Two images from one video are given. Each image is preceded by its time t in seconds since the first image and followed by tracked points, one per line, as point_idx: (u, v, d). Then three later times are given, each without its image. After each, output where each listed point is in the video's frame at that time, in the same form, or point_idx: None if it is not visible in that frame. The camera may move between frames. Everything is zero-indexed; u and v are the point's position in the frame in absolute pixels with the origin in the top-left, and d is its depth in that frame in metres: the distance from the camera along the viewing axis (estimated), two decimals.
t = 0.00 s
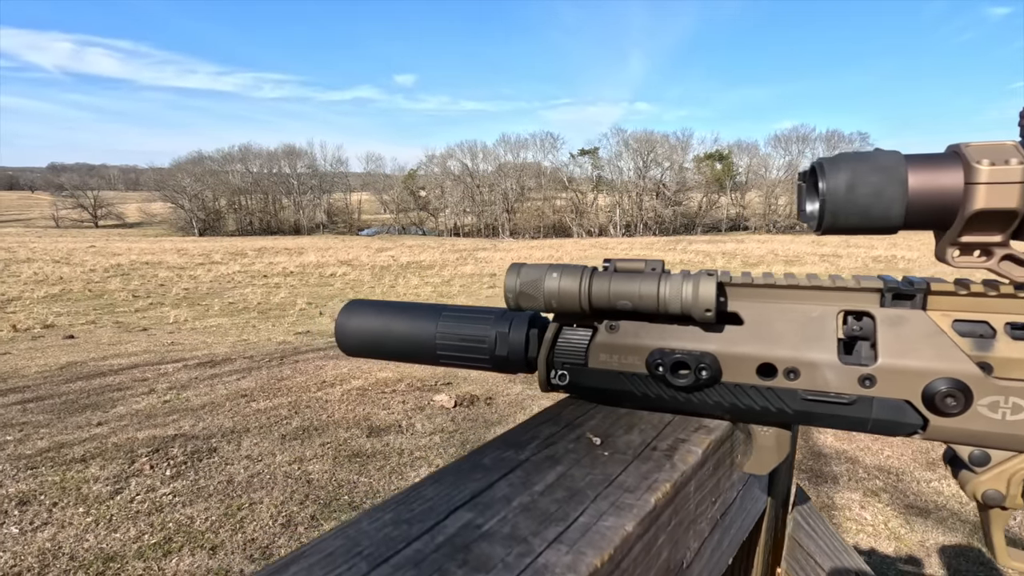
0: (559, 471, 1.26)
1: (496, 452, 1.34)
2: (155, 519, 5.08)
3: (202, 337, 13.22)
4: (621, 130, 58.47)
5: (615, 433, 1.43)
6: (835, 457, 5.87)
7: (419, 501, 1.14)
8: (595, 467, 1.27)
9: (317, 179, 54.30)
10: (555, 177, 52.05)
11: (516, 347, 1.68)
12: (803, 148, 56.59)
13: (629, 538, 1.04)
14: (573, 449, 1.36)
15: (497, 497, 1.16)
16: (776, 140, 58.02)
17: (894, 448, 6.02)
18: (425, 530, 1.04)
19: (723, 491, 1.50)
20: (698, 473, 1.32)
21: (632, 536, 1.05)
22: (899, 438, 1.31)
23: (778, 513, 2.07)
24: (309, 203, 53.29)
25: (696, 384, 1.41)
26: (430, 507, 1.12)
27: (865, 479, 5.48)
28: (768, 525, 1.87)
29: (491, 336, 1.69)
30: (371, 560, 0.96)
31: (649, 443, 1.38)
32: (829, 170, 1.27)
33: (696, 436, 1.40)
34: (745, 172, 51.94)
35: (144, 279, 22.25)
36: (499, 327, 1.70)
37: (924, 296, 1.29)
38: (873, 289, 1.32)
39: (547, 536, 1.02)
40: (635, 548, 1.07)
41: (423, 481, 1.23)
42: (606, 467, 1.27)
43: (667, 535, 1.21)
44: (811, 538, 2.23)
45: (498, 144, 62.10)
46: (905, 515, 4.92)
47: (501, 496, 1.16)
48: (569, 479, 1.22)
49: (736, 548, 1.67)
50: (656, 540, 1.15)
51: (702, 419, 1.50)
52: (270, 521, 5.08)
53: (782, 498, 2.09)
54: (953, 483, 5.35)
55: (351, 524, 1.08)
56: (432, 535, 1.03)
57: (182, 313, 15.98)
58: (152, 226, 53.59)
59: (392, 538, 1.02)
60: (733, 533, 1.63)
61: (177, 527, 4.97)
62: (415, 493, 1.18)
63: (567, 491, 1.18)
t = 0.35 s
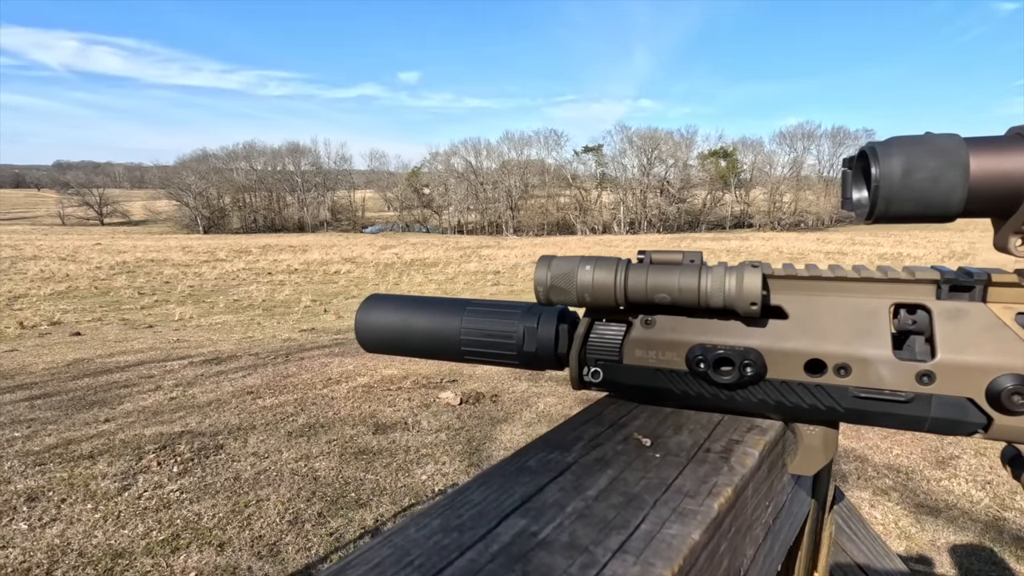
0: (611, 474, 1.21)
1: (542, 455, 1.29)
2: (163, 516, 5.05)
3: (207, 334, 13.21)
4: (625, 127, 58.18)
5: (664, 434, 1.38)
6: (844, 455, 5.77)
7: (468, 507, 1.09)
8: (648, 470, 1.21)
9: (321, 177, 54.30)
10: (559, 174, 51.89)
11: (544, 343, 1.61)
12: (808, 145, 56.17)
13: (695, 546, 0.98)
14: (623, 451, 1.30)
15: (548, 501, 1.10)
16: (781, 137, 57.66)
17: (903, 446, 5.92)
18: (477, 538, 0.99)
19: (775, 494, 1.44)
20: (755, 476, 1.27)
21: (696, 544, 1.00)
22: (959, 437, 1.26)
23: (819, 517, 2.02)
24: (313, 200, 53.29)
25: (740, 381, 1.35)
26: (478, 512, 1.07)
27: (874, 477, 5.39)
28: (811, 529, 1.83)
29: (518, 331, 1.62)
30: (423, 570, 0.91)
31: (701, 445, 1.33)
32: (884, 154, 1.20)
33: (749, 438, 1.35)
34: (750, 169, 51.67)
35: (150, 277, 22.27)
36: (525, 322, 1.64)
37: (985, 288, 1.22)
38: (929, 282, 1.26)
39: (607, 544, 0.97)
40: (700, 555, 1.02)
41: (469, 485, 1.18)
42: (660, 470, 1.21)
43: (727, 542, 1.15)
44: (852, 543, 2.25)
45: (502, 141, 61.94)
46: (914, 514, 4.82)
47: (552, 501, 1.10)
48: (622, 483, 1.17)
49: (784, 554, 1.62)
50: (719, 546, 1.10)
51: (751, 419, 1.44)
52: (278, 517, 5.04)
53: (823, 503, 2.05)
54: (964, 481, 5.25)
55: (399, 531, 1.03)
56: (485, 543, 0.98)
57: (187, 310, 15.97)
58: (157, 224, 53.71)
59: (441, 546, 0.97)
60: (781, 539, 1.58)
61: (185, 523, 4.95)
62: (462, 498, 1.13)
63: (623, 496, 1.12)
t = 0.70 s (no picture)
0: (653, 479, 1.16)
1: (579, 459, 1.25)
2: (171, 513, 5.05)
3: (213, 331, 13.23)
4: (630, 124, 57.97)
5: (704, 437, 1.33)
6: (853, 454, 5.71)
7: (508, 513, 1.05)
8: (691, 475, 1.17)
9: (325, 175, 54.36)
10: (563, 172, 51.79)
11: (574, 343, 1.57)
12: (814, 142, 55.83)
13: (749, 556, 0.94)
14: (664, 454, 1.26)
15: (590, 509, 1.06)
16: (787, 134, 57.35)
17: (911, 446, 5.85)
18: (522, 547, 0.95)
19: (817, 499, 1.40)
20: (801, 482, 1.23)
21: (750, 554, 0.96)
22: (1014, 443, 1.22)
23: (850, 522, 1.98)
24: (317, 198, 53.33)
25: (783, 383, 1.31)
26: (519, 519, 1.03)
27: (882, 477, 5.32)
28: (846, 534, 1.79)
29: (548, 331, 1.59)
30: None
31: (743, 448, 1.28)
32: (943, 145, 1.16)
33: (793, 442, 1.30)
34: (755, 167, 51.43)
35: (156, 274, 22.33)
36: (555, 321, 1.60)
37: None
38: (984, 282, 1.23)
39: (658, 554, 0.93)
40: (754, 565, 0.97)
41: (507, 490, 1.14)
42: (704, 475, 1.17)
43: (777, 551, 1.11)
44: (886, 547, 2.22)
45: (506, 138, 61.85)
46: (923, 514, 4.75)
47: (595, 507, 1.07)
48: (666, 489, 1.13)
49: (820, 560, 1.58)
50: (770, 554, 1.05)
51: (792, 422, 1.40)
52: (285, 515, 5.01)
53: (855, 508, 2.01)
54: (973, 481, 5.18)
55: (438, 539, 0.99)
56: (530, 553, 0.94)
57: (193, 308, 16.00)
58: (163, 222, 53.90)
59: (482, 554, 0.93)
60: (819, 545, 1.54)
61: (192, 520, 4.94)
62: (501, 504, 1.08)
63: (669, 502, 1.08)
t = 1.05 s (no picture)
0: (678, 490, 1.12)
1: (599, 467, 1.20)
2: (178, 509, 5.04)
3: (220, 328, 13.25)
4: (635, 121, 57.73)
5: (729, 445, 1.28)
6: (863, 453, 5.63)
7: (529, 525, 1.01)
8: (717, 486, 1.12)
9: (331, 172, 54.43)
10: (568, 169, 51.68)
11: (592, 345, 1.53)
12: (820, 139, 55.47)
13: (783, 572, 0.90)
14: (687, 463, 1.21)
15: (615, 522, 1.01)
16: (793, 131, 57.02)
17: (920, 446, 5.77)
18: (545, 563, 0.91)
19: (845, 508, 1.35)
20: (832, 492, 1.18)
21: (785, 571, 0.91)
22: None
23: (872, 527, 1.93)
24: (323, 196, 53.41)
25: (812, 389, 1.25)
26: (541, 533, 0.98)
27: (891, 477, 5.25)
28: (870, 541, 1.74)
29: (565, 333, 1.54)
30: None
31: (770, 457, 1.23)
32: (982, 141, 1.16)
33: (821, 450, 1.25)
34: (761, 164, 51.16)
35: (163, 271, 22.42)
36: (572, 323, 1.55)
37: None
38: None
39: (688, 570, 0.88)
40: None
41: (526, 500, 1.09)
42: (731, 486, 1.13)
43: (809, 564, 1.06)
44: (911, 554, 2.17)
45: (511, 136, 61.72)
46: (932, 514, 4.69)
47: (620, 520, 1.02)
48: (692, 500, 1.08)
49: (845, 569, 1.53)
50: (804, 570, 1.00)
51: (819, 428, 1.35)
52: (291, 512, 4.99)
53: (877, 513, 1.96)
54: (982, 481, 5.10)
55: (457, 553, 0.95)
56: (554, 568, 0.89)
57: (200, 305, 16.05)
58: (169, 219, 54.12)
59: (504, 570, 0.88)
60: (844, 554, 1.49)
61: (199, 516, 4.93)
62: (521, 515, 1.04)
63: (696, 515, 1.04)
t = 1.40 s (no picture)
0: (711, 500, 1.08)
1: (626, 475, 1.16)
2: (186, 506, 5.03)
3: (225, 325, 13.28)
4: (640, 119, 57.53)
5: (760, 453, 1.24)
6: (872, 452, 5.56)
7: (558, 537, 0.97)
8: (752, 496, 1.09)
9: (335, 170, 54.50)
10: (573, 167, 51.56)
11: (614, 348, 1.49)
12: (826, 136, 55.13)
13: None
14: (719, 471, 1.17)
15: (648, 534, 0.97)
16: (799, 128, 56.69)
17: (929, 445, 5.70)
18: None
19: (878, 517, 1.31)
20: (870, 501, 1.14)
21: None
22: None
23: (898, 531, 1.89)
24: (328, 193, 53.47)
25: (847, 396, 1.22)
26: (572, 545, 0.95)
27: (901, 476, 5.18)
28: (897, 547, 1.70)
29: (587, 335, 1.51)
30: None
31: (804, 466, 1.19)
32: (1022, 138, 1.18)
33: (857, 458, 1.21)
34: (767, 161, 50.90)
35: (169, 269, 22.50)
36: (594, 325, 1.52)
37: None
38: None
39: None
40: None
41: (554, 510, 1.05)
42: (766, 496, 1.09)
43: None
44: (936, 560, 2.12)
45: (516, 134, 61.67)
46: (942, 514, 4.62)
47: (653, 532, 0.98)
48: (726, 511, 1.04)
49: None
50: None
51: (852, 435, 1.31)
52: (298, 509, 4.98)
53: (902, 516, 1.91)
54: (993, 481, 5.02)
55: (486, 567, 0.91)
56: None
57: (205, 302, 16.09)
58: (175, 217, 54.33)
59: None
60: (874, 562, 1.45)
61: (206, 513, 4.93)
62: (549, 526, 1.00)
63: (732, 527, 1.00)
